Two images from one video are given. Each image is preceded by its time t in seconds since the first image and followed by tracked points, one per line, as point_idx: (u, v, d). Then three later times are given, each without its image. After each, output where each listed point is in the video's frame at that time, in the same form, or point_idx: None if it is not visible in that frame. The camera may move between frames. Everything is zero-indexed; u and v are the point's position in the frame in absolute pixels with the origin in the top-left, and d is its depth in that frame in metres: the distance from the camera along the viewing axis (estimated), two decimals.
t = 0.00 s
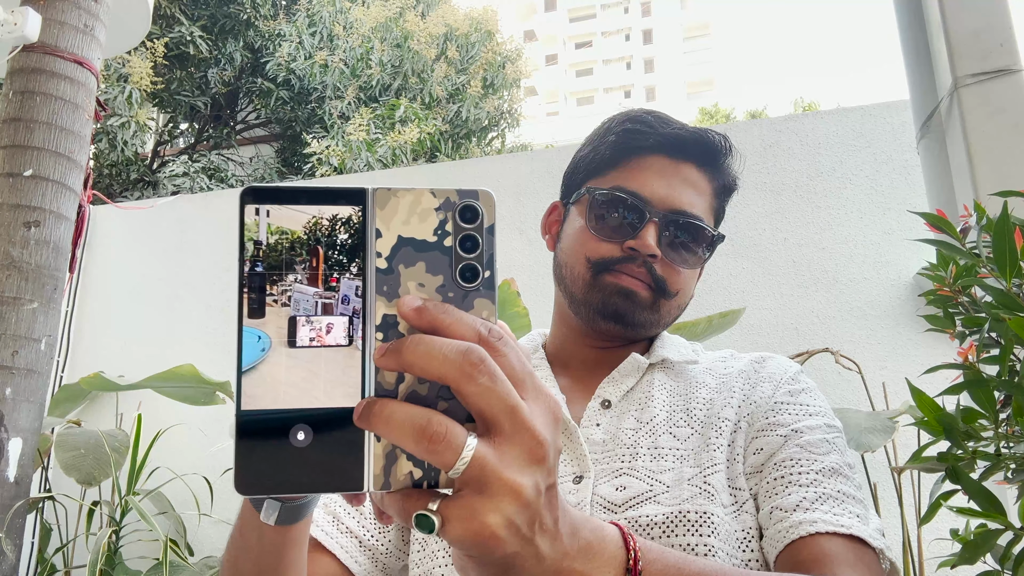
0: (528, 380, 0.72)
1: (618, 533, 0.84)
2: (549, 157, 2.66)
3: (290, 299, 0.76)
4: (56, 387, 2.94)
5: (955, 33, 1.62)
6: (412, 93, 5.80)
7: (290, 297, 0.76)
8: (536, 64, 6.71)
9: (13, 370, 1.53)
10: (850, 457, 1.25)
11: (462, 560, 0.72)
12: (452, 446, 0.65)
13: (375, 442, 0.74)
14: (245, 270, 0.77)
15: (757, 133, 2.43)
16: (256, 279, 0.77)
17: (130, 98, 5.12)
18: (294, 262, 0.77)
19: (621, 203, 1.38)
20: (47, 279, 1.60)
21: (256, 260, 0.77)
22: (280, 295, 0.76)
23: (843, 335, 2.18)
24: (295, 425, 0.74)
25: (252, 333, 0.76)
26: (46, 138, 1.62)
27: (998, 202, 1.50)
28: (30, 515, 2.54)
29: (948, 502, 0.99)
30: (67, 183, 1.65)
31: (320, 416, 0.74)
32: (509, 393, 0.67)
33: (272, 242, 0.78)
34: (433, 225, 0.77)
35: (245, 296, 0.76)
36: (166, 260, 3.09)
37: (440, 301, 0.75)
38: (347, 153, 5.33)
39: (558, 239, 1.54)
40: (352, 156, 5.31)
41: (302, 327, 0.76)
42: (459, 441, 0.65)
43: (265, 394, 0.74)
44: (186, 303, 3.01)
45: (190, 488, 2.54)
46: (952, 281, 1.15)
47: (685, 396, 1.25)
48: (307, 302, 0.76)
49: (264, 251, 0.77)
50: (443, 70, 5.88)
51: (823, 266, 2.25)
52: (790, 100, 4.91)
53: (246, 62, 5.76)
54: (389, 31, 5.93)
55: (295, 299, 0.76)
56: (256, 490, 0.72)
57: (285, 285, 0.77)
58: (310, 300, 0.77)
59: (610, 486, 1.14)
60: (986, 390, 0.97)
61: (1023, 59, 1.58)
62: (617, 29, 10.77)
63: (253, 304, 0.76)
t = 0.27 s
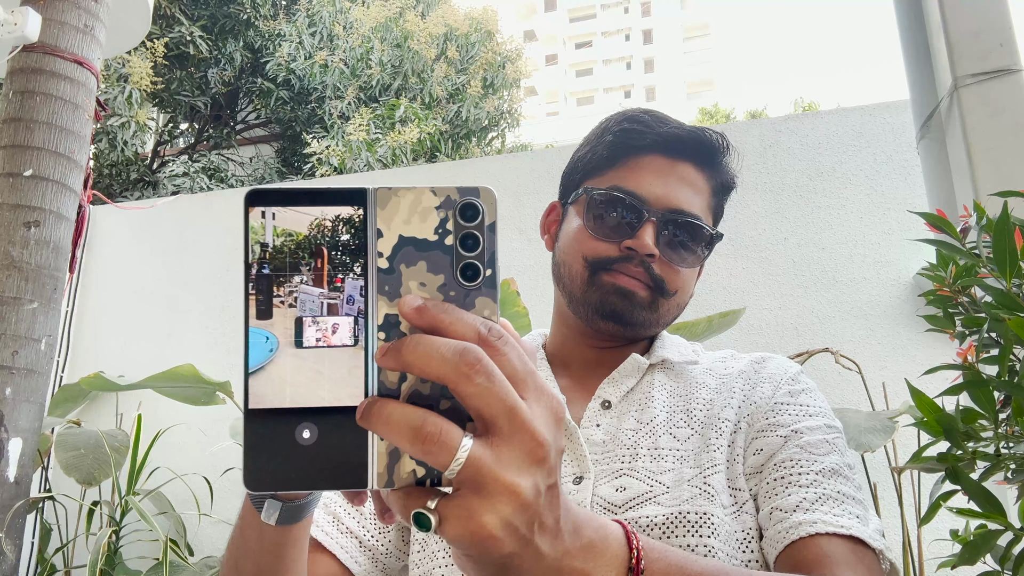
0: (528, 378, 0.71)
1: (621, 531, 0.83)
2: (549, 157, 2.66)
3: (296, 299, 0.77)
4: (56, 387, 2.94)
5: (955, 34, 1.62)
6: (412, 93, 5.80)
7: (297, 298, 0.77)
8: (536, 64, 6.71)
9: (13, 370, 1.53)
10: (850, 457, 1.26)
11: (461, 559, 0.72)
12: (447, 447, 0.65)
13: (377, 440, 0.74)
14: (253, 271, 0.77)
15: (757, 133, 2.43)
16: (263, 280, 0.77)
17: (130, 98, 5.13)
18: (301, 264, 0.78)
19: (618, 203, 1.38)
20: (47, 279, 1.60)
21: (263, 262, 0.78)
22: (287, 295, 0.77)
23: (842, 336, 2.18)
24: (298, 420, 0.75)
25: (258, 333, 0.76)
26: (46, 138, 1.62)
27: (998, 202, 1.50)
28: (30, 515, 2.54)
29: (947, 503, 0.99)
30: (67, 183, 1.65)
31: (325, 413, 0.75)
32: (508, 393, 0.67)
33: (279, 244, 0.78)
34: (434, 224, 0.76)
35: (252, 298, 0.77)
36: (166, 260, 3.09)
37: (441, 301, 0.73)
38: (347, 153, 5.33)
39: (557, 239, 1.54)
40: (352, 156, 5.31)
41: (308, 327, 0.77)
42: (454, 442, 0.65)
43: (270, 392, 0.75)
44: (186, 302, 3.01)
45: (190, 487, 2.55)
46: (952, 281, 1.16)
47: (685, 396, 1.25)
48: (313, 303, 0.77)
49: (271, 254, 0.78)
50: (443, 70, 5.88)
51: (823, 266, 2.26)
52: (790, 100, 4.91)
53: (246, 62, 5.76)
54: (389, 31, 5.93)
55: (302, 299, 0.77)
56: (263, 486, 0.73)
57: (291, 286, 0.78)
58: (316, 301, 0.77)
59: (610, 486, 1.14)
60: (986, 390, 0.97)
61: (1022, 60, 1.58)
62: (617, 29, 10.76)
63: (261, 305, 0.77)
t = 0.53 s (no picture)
0: (534, 364, 0.70)
1: (628, 521, 0.82)
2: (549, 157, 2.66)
3: (322, 286, 0.78)
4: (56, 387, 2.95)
5: (955, 33, 1.61)
6: (412, 93, 5.80)
7: (321, 286, 0.78)
8: (535, 64, 6.71)
9: (13, 370, 1.53)
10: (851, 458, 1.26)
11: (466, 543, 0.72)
12: (450, 429, 0.65)
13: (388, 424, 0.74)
14: (281, 260, 0.79)
15: (757, 133, 2.43)
16: (291, 269, 0.79)
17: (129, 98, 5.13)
18: (326, 252, 0.79)
19: (585, 203, 1.39)
20: (47, 279, 1.60)
21: (291, 252, 0.79)
22: (313, 283, 0.78)
23: (842, 335, 2.18)
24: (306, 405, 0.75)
25: (283, 320, 0.77)
26: (46, 138, 1.62)
27: (998, 202, 1.50)
28: (30, 515, 2.54)
29: (947, 503, 0.99)
30: (67, 183, 1.65)
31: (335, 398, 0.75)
32: (510, 375, 0.66)
33: (306, 233, 0.80)
34: (441, 212, 0.76)
35: (280, 287, 0.79)
36: (167, 260, 3.09)
37: (449, 287, 0.73)
38: (347, 153, 5.32)
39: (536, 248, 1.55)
40: (351, 156, 5.31)
41: (332, 314, 0.77)
42: (457, 425, 0.66)
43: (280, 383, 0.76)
44: (186, 302, 3.02)
45: (190, 487, 2.55)
46: (952, 280, 1.16)
47: (687, 397, 1.26)
48: (337, 290, 0.77)
49: (298, 243, 0.79)
50: (443, 70, 5.87)
51: (823, 266, 2.25)
52: (790, 101, 4.90)
53: (246, 63, 5.76)
54: (389, 31, 5.93)
55: (327, 287, 0.78)
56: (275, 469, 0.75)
57: (318, 274, 0.79)
58: (340, 288, 0.77)
59: (612, 486, 1.14)
60: (986, 390, 0.97)
61: (1022, 60, 1.58)
62: (617, 30, 10.74)
63: (288, 293, 0.78)
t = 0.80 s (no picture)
0: (510, 361, 0.69)
1: (611, 516, 0.82)
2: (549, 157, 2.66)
3: (311, 287, 0.78)
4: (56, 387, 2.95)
5: (956, 33, 1.61)
6: (412, 93, 5.80)
7: (310, 287, 0.78)
8: (536, 64, 6.70)
9: (13, 370, 1.53)
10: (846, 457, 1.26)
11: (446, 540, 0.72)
12: (423, 427, 0.66)
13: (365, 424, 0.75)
14: (270, 261, 0.79)
15: (757, 133, 2.43)
16: (280, 269, 0.79)
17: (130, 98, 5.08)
18: (313, 252, 0.78)
19: (549, 209, 1.39)
20: (47, 279, 1.60)
21: (280, 252, 0.79)
22: (302, 283, 0.78)
23: (842, 335, 2.18)
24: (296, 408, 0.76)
25: (272, 323, 0.78)
26: (46, 138, 1.62)
27: (998, 202, 1.50)
28: (30, 515, 2.54)
29: (948, 504, 0.99)
30: (67, 183, 1.65)
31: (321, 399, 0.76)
32: (484, 374, 0.66)
33: (294, 233, 0.79)
34: (417, 211, 0.76)
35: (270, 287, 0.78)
36: (166, 260, 3.09)
37: (425, 286, 0.74)
38: (347, 153, 5.31)
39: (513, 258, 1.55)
40: (352, 156, 5.31)
41: (321, 316, 0.78)
42: (430, 423, 0.66)
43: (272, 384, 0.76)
44: (185, 302, 3.02)
45: (190, 488, 2.55)
46: (952, 281, 1.16)
47: (675, 395, 1.25)
48: (326, 291, 0.77)
49: (287, 243, 0.79)
50: (443, 70, 5.87)
51: (823, 265, 2.26)
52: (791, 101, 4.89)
53: (246, 63, 5.75)
54: (389, 31, 5.92)
55: (316, 287, 0.77)
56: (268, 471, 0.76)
57: (306, 274, 0.78)
58: (329, 289, 0.77)
59: (602, 486, 1.15)
60: (987, 390, 0.97)
61: (1023, 60, 1.58)
62: (618, 30, 10.73)
63: (278, 293, 0.78)
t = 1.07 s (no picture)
0: (493, 367, 0.70)
1: (598, 520, 0.82)
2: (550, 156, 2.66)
3: (301, 295, 0.78)
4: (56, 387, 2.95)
5: (956, 33, 1.61)
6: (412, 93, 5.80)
7: (300, 293, 0.78)
8: (536, 64, 6.70)
9: (13, 370, 1.53)
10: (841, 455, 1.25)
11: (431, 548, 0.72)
12: (405, 436, 0.66)
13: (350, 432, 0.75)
14: (257, 269, 0.79)
15: (757, 133, 2.43)
16: (269, 278, 0.79)
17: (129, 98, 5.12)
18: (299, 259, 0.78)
19: (534, 211, 1.38)
20: (47, 279, 1.60)
21: (268, 260, 0.79)
22: (291, 291, 0.78)
23: (842, 336, 2.18)
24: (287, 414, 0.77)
25: (263, 329, 0.78)
26: (46, 138, 1.62)
27: (999, 202, 1.49)
28: (30, 515, 2.54)
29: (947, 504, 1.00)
30: (67, 183, 1.65)
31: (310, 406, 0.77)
32: (466, 381, 0.66)
33: (280, 240, 0.80)
34: (399, 218, 0.75)
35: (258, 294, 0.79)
36: (165, 260, 3.09)
37: (407, 294, 0.73)
38: (346, 153, 5.37)
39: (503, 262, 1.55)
40: (352, 156, 5.31)
41: (313, 322, 0.78)
42: (413, 431, 0.66)
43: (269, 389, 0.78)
44: (185, 302, 3.02)
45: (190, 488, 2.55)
46: (952, 281, 1.16)
47: (667, 394, 1.25)
48: (317, 297, 0.78)
49: (274, 251, 0.79)
50: (443, 70, 5.87)
51: (823, 265, 2.26)
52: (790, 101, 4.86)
53: (247, 63, 5.75)
54: (389, 31, 5.93)
55: (306, 295, 0.78)
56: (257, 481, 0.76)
57: (295, 282, 0.78)
58: (319, 296, 0.78)
59: (594, 486, 1.14)
60: (987, 390, 0.97)
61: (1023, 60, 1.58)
62: (618, 30, 10.74)
63: (268, 300, 0.78)
